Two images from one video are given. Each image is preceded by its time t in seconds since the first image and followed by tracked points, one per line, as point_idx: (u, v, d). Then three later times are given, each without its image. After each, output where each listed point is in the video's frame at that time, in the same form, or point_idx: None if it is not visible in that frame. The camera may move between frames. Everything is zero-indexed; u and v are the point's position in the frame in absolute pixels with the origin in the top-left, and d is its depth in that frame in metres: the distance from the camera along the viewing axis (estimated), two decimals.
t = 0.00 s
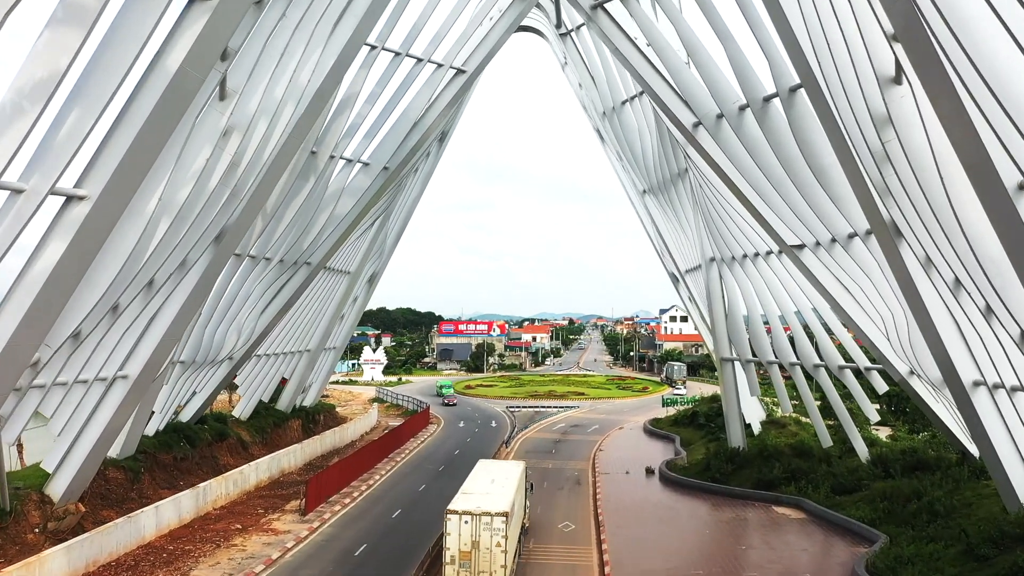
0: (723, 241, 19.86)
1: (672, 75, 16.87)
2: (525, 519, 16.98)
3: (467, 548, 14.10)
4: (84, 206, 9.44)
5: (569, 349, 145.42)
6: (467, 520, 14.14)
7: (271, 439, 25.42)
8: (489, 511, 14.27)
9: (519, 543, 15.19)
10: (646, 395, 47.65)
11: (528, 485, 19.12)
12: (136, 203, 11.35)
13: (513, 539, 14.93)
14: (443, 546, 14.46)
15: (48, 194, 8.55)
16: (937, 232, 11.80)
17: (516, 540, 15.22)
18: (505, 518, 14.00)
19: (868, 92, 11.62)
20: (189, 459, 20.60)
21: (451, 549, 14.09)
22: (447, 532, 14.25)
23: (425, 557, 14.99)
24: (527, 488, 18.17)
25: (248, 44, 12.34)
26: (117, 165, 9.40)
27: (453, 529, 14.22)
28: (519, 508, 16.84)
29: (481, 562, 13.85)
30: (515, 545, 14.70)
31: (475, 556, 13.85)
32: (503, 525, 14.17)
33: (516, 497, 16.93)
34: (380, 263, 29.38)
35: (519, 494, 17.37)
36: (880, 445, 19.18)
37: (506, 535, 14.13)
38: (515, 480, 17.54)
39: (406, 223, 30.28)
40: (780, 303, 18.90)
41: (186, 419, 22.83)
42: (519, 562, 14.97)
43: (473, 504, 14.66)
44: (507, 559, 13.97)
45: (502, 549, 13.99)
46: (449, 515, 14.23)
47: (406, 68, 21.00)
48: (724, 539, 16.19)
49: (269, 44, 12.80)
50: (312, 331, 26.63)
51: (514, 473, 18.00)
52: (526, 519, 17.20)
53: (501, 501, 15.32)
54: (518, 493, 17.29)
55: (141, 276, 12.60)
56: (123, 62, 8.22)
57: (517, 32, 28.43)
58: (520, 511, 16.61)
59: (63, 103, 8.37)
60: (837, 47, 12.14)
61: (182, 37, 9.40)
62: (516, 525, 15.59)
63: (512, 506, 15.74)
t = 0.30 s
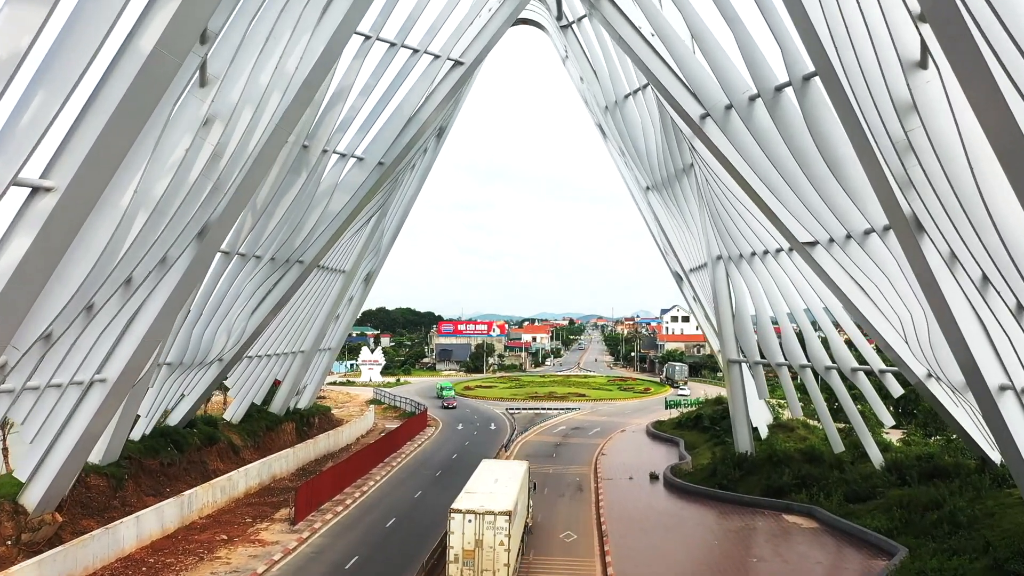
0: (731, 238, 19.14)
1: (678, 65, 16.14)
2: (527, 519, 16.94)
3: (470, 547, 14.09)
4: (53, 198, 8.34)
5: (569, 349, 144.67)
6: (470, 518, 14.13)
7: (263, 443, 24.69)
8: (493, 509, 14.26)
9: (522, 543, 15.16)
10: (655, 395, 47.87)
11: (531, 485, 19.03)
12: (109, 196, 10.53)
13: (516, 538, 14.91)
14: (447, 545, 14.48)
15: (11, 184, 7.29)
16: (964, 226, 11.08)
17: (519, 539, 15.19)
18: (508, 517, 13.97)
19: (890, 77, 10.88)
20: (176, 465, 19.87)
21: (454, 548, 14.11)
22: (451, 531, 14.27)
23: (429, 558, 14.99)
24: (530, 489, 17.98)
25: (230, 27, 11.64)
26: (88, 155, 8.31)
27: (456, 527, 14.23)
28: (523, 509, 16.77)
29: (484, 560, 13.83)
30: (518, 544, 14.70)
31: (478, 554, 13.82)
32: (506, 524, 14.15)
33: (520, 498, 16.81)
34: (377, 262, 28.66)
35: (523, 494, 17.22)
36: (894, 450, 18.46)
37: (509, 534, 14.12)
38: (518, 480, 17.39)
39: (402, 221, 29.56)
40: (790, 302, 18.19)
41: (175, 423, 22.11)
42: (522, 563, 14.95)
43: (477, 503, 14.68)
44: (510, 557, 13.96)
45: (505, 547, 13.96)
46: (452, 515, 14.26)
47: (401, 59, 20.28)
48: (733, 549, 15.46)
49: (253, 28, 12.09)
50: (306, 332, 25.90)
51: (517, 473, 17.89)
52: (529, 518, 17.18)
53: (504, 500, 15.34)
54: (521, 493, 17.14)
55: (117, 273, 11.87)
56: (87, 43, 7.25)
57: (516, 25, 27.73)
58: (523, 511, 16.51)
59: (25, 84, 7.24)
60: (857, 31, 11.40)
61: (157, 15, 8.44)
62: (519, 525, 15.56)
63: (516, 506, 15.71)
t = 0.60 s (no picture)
0: (738, 235, 18.45)
1: (686, 53, 15.41)
2: (530, 517, 16.94)
3: (474, 545, 14.10)
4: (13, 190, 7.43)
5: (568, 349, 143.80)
6: (474, 516, 14.15)
7: (255, 447, 23.94)
8: (497, 508, 14.27)
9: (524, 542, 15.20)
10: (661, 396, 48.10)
11: (535, 483, 18.99)
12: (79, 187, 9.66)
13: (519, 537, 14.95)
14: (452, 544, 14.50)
15: None
16: (997, 218, 10.35)
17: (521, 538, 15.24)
18: (511, 515, 14.00)
19: (917, 60, 10.13)
20: (163, 470, 19.14)
21: (458, 546, 14.14)
22: (455, 529, 14.28)
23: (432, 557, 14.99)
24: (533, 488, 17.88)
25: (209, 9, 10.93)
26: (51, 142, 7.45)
27: (460, 526, 14.24)
28: (526, 507, 16.73)
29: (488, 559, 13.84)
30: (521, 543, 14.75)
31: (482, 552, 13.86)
32: (509, 522, 14.17)
33: (523, 496, 16.74)
34: (373, 261, 27.96)
35: (526, 492, 17.12)
36: (909, 455, 17.75)
37: (512, 532, 14.14)
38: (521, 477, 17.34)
39: (399, 219, 28.83)
40: (801, 301, 17.48)
41: (163, 426, 21.38)
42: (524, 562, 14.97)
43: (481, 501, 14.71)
44: (513, 555, 13.97)
45: (509, 546, 13.98)
46: (456, 513, 14.29)
47: (396, 50, 19.57)
48: (744, 559, 14.73)
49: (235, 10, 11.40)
50: (299, 333, 25.17)
51: (521, 471, 17.81)
52: (532, 516, 17.18)
53: (507, 498, 15.38)
54: (524, 492, 17.09)
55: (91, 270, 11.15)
56: (47, 20, 6.52)
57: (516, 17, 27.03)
58: (526, 510, 16.49)
59: None
60: (880, 12, 10.58)
61: None
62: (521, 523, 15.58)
63: (519, 504, 15.74)
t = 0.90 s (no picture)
0: (747, 231, 17.72)
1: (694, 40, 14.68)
2: (534, 516, 16.83)
3: (477, 542, 14.04)
4: None
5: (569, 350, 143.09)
6: (478, 514, 14.13)
7: (247, 451, 23.22)
8: (501, 506, 14.23)
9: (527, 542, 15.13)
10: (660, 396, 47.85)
11: (538, 482, 18.87)
12: (47, 176, 8.77)
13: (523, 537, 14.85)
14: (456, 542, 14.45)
15: None
16: None
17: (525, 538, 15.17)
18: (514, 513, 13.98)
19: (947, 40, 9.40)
20: (149, 475, 18.41)
21: (462, 545, 14.10)
22: (460, 527, 14.25)
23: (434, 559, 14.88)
24: (537, 486, 17.75)
25: None
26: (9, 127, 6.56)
27: (464, 524, 14.20)
28: (529, 507, 16.59)
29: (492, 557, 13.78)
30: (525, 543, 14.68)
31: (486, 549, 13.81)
32: (513, 520, 14.15)
33: (526, 496, 16.55)
34: (370, 260, 27.24)
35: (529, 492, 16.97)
36: (925, 461, 17.04)
37: (516, 530, 14.12)
38: (525, 476, 17.19)
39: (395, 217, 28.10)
40: (813, 300, 16.75)
41: (150, 430, 20.65)
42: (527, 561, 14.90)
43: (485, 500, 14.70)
44: (516, 553, 13.93)
45: (512, 544, 13.94)
46: (461, 511, 14.26)
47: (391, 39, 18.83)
48: (755, 571, 14.01)
49: None
50: (292, 333, 24.43)
51: (525, 470, 17.72)
52: (536, 515, 17.07)
53: (511, 497, 15.35)
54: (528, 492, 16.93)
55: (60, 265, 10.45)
56: None
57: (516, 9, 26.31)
58: (530, 508, 16.35)
59: None
60: None
61: None
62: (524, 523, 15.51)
63: (522, 504, 15.68)
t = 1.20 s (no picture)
0: (757, 228, 17.01)
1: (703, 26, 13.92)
2: (537, 515, 16.73)
3: (482, 541, 14.03)
4: None
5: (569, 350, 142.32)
6: (483, 513, 14.12)
7: (237, 456, 22.48)
8: (505, 505, 14.22)
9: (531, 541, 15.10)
10: (660, 396, 47.75)
11: (542, 482, 18.77)
12: (5, 168, 7.98)
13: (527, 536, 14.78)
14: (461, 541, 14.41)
15: None
16: None
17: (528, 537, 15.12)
18: (519, 511, 13.94)
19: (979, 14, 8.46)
20: (133, 481, 17.69)
21: (466, 543, 14.06)
22: (464, 526, 14.20)
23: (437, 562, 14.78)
24: (541, 485, 17.65)
25: None
26: None
27: (469, 522, 14.19)
28: (533, 506, 16.44)
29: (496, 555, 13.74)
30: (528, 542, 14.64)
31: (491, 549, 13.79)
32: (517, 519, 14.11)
33: (530, 495, 16.39)
34: (366, 259, 26.55)
35: (533, 491, 16.84)
36: (943, 467, 16.33)
37: (520, 529, 14.08)
38: (529, 475, 17.09)
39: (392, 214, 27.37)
40: (826, 299, 16.03)
41: (136, 434, 19.93)
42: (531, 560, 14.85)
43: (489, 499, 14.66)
44: (521, 552, 13.90)
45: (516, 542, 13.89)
46: (465, 510, 14.22)
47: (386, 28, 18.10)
48: None
49: None
50: (285, 334, 23.70)
51: (528, 469, 17.65)
52: (539, 514, 16.97)
53: (515, 495, 15.32)
54: (532, 491, 16.77)
55: (26, 260, 9.73)
56: None
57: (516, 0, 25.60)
58: (534, 508, 16.22)
59: None
60: None
61: None
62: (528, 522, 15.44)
63: (526, 503, 15.60)
